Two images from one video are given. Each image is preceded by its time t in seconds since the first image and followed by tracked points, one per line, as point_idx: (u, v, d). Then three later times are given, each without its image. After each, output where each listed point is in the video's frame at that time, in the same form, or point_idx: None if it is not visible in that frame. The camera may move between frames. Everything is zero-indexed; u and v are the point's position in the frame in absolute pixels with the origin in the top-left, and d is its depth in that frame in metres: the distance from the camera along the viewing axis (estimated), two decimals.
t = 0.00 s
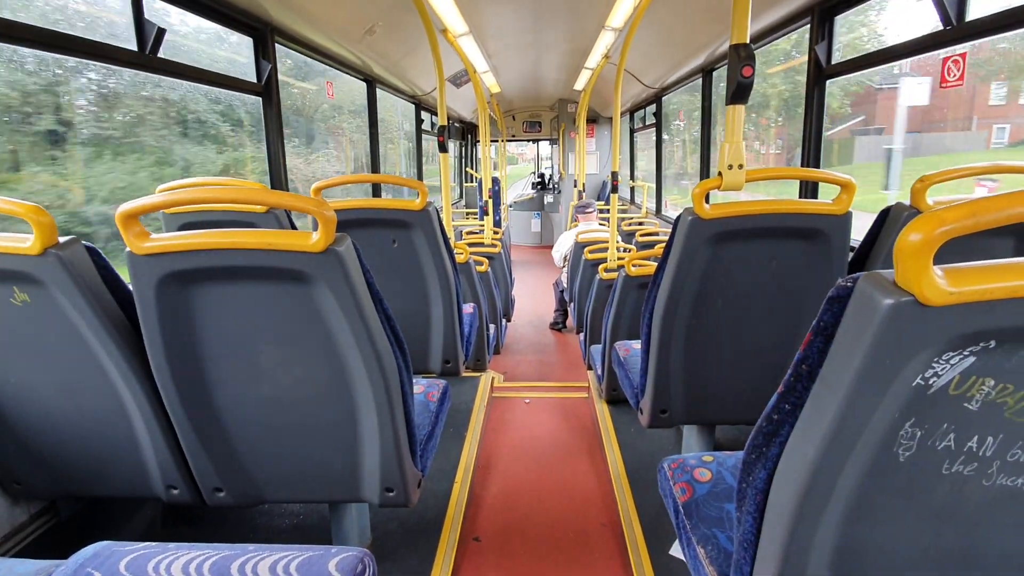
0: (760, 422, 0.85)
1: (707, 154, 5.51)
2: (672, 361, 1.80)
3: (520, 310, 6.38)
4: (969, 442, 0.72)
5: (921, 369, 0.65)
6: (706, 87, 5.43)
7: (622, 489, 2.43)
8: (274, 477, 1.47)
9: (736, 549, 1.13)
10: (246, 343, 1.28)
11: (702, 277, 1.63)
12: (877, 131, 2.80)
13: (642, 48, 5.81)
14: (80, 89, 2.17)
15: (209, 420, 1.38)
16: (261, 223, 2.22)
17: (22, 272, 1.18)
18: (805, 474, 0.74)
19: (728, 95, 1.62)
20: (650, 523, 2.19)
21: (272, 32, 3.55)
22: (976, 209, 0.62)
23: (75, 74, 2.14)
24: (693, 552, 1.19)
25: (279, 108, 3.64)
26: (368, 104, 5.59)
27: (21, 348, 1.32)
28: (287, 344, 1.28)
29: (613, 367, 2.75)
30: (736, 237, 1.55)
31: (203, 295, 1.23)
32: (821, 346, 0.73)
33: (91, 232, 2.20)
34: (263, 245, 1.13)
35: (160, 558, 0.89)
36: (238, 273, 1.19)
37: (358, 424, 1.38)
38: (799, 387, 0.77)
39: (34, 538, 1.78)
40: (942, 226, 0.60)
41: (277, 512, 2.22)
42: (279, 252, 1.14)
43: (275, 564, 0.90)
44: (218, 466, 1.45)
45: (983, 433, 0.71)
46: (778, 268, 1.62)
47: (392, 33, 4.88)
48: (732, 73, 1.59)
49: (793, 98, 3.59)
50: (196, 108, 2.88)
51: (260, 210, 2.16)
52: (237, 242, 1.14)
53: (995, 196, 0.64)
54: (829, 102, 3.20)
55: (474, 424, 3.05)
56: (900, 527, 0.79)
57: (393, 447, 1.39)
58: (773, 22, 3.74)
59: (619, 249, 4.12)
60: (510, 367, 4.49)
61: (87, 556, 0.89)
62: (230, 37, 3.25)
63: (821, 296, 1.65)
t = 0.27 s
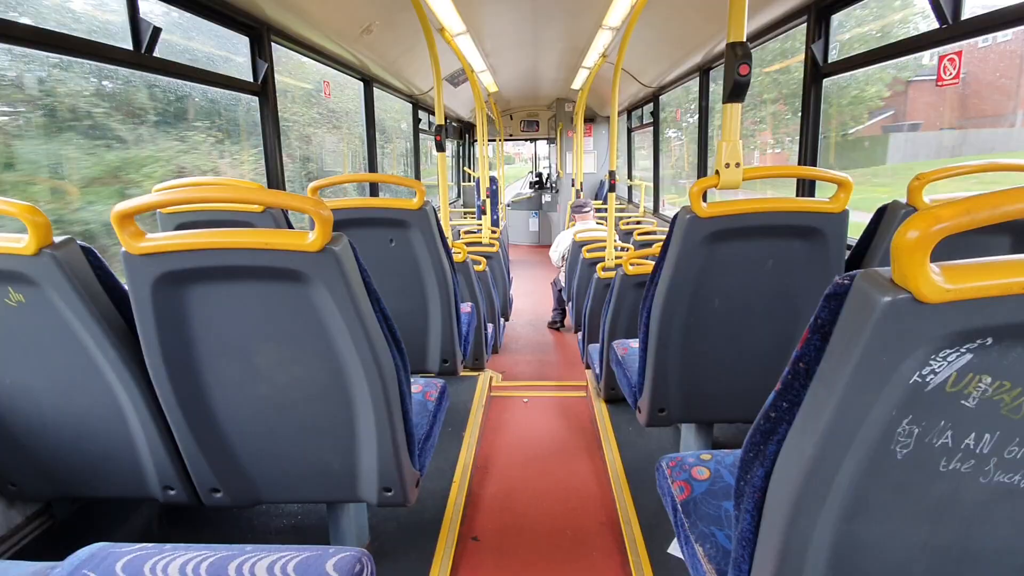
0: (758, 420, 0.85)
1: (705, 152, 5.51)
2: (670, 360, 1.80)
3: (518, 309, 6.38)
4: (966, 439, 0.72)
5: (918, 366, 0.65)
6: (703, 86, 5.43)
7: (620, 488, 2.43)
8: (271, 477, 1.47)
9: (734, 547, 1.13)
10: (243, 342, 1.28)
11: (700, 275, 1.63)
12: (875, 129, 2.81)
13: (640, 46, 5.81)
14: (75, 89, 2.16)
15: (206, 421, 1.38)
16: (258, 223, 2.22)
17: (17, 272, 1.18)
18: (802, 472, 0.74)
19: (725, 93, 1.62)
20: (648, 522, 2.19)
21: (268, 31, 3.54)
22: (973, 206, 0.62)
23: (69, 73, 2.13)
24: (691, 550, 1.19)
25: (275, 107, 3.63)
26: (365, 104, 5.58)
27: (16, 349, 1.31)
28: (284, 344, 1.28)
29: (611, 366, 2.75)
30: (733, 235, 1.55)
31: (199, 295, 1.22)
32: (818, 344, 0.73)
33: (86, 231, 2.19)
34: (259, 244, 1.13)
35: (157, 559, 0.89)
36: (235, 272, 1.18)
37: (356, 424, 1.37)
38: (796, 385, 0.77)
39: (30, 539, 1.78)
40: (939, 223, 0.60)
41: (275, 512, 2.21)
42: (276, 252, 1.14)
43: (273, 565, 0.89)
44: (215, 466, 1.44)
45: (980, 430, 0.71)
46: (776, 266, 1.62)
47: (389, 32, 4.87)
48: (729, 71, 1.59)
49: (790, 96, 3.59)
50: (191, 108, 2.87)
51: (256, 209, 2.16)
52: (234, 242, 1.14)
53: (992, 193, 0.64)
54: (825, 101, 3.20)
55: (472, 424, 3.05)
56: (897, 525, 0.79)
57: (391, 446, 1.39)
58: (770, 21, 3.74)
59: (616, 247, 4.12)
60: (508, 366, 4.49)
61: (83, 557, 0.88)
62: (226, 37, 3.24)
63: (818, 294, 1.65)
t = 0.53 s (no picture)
0: (756, 419, 0.85)
1: (703, 152, 5.51)
2: (668, 359, 1.80)
3: (517, 309, 6.37)
4: (964, 439, 0.72)
5: (916, 365, 0.65)
6: (702, 86, 5.43)
7: (619, 488, 2.43)
8: (269, 477, 1.47)
9: (732, 546, 1.13)
10: (241, 342, 1.28)
11: (698, 275, 1.63)
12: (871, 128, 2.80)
13: (638, 46, 5.80)
14: (72, 88, 2.15)
15: (204, 420, 1.38)
16: (255, 222, 2.21)
17: (14, 271, 1.17)
18: (801, 471, 0.74)
19: (723, 93, 1.62)
20: (647, 521, 2.19)
21: (266, 30, 3.54)
22: (971, 205, 0.62)
23: (67, 72, 2.12)
24: (690, 549, 1.20)
25: (273, 106, 3.62)
26: (363, 103, 5.58)
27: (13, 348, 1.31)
28: (282, 344, 1.27)
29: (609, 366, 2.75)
30: (731, 235, 1.55)
31: (197, 295, 1.22)
32: (816, 343, 0.73)
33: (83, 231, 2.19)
34: (257, 244, 1.13)
35: (155, 559, 0.89)
36: (233, 272, 1.18)
37: (354, 423, 1.37)
38: (794, 384, 0.77)
39: (27, 540, 1.80)
40: (938, 222, 0.60)
41: (273, 511, 2.21)
42: (274, 251, 1.13)
43: (271, 565, 0.89)
44: (213, 466, 1.44)
45: (978, 429, 0.71)
46: (774, 266, 1.62)
47: (387, 32, 4.86)
48: (727, 70, 1.59)
49: (789, 96, 3.59)
50: (189, 107, 2.87)
51: (254, 209, 2.16)
52: (231, 242, 1.13)
53: (990, 193, 0.64)
54: (824, 100, 3.20)
55: (470, 423, 3.04)
56: (895, 524, 0.79)
57: (389, 446, 1.39)
58: (769, 21, 3.74)
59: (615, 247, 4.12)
60: (506, 365, 4.49)
61: (80, 558, 0.88)
62: (224, 36, 3.23)
63: (816, 293, 1.65)
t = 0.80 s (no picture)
0: (756, 416, 0.85)
1: (703, 151, 5.51)
2: (668, 357, 1.81)
3: (517, 308, 6.38)
4: (961, 435, 0.72)
5: (914, 362, 0.66)
6: (701, 84, 5.43)
7: (619, 486, 2.44)
8: (269, 476, 1.47)
9: (732, 543, 1.14)
10: (241, 341, 1.28)
11: (698, 273, 1.63)
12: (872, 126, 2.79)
13: (638, 44, 5.80)
14: (71, 88, 2.15)
15: (205, 420, 1.38)
16: (255, 222, 2.22)
17: (14, 271, 1.18)
18: (800, 467, 0.74)
19: (722, 91, 1.62)
20: (647, 519, 2.20)
21: (265, 30, 3.54)
22: (968, 203, 0.62)
23: (65, 72, 2.12)
24: (689, 547, 1.20)
25: (272, 106, 3.62)
26: (363, 102, 5.58)
27: (13, 348, 1.31)
28: (282, 343, 1.28)
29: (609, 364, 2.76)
30: (730, 233, 1.55)
31: (197, 294, 1.22)
32: (815, 341, 0.73)
33: (83, 231, 2.19)
34: (257, 243, 1.13)
35: (156, 558, 0.89)
36: (233, 271, 1.18)
37: (354, 422, 1.37)
38: (793, 381, 0.77)
39: (29, 537, 1.80)
40: (935, 220, 0.60)
41: (274, 510, 2.21)
42: (274, 250, 1.14)
43: (272, 563, 0.90)
44: (214, 465, 1.45)
45: (976, 426, 0.71)
46: (773, 264, 1.62)
47: (386, 31, 4.86)
48: (726, 69, 1.59)
49: (788, 94, 3.59)
50: (188, 107, 2.86)
51: (254, 208, 2.16)
52: (231, 241, 1.14)
53: (987, 190, 0.64)
54: (823, 98, 3.21)
55: (471, 422, 3.05)
56: (893, 520, 0.80)
57: (389, 445, 1.39)
58: (767, 19, 3.74)
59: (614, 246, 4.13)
60: (506, 364, 4.49)
61: (82, 557, 0.89)
62: (223, 35, 3.23)
63: (816, 291, 1.65)
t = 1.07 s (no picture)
0: (759, 416, 0.85)
1: (704, 149, 5.50)
2: (669, 356, 1.80)
3: (517, 307, 6.37)
4: (967, 434, 0.71)
5: (920, 361, 0.65)
6: (702, 82, 5.42)
7: (621, 484, 2.43)
8: (270, 475, 1.46)
9: (735, 543, 1.13)
10: (242, 340, 1.28)
11: (700, 271, 1.62)
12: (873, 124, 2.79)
13: (639, 42, 5.79)
14: (72, 87, 2.15)
15: (206, 419, 1.38)
16: (256, 220, 2.21)
17: (14, 270, 1.17)
18: (804, 467, 0.74)
19: (724, 89, 1.61)
20: (648, 518, 2.19)
21: (265, 28, 3.53)
22: (976, 200, 0.61)
23: (66, 71, 2.12)
24: (692, 546, 1.19)
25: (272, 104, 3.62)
26: (363, 101, 5.57)
27: (13, 347, 1.31)
28: (283, 342, 1.27)
29: (611, 363, 2.76)
30: (732, 231, 1.55)
31: (198, 293, 1.22)
32: (820, 339, 0.72)
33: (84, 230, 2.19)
34: (258, 242, 1.12)
35: (157, 558, 0.89)
36: (233, 270, 1.18)
37: (355, 421, 1.37)
38: (798, 381, 0.77)
39: (29, 537, 1.82)
40: (942, 217, 0.59)
41: (275, 509, 2.21)
42: (274, 249, 1.13)
43: (273, 562, 0.89)
44: (215, 464, 1.44)
45: (981, 425, 0.71)
46: (776, 262, 1.62)
47: (387, 29, 4.85)
48: (728, 66, 1.58)
49: (789, 92, 3.58)
50: (188, 105, 2.86)
51: (255, 207, 2.16)
52: (232, 239, 1.13)
53: (994, 187, 0.63)
54: (824, 96, 3.20)
55: (472, 421, 3.04)
56: (898, 520, 0.79)
57: (391, 444, 1.39)
58: (769, 16, 3.74)
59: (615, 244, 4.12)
60: (507, 363, 4.48)
61: (82, 557, 0.88)
62: (223, 34, 3.23)
63: (818, 290, 1.65)
